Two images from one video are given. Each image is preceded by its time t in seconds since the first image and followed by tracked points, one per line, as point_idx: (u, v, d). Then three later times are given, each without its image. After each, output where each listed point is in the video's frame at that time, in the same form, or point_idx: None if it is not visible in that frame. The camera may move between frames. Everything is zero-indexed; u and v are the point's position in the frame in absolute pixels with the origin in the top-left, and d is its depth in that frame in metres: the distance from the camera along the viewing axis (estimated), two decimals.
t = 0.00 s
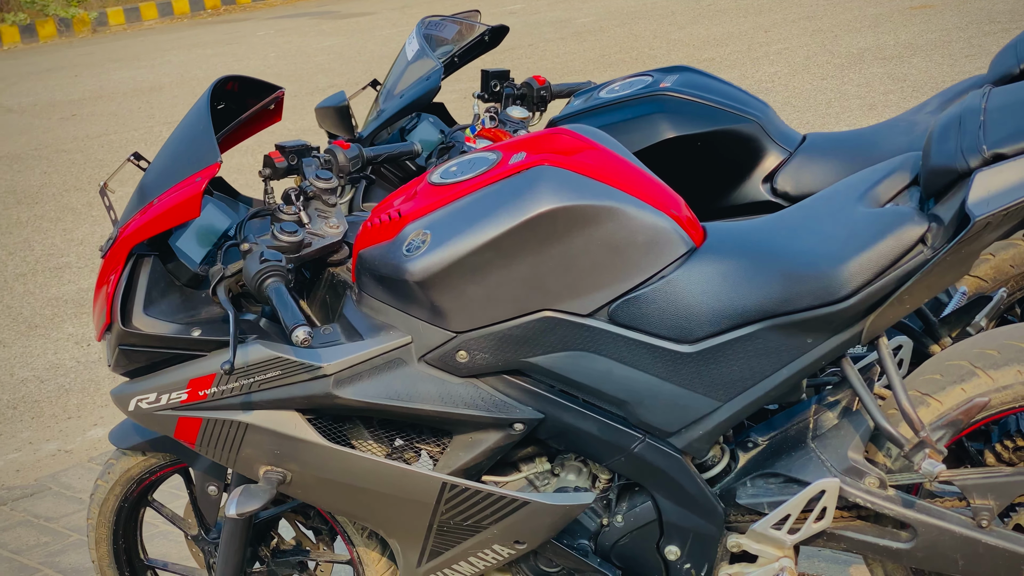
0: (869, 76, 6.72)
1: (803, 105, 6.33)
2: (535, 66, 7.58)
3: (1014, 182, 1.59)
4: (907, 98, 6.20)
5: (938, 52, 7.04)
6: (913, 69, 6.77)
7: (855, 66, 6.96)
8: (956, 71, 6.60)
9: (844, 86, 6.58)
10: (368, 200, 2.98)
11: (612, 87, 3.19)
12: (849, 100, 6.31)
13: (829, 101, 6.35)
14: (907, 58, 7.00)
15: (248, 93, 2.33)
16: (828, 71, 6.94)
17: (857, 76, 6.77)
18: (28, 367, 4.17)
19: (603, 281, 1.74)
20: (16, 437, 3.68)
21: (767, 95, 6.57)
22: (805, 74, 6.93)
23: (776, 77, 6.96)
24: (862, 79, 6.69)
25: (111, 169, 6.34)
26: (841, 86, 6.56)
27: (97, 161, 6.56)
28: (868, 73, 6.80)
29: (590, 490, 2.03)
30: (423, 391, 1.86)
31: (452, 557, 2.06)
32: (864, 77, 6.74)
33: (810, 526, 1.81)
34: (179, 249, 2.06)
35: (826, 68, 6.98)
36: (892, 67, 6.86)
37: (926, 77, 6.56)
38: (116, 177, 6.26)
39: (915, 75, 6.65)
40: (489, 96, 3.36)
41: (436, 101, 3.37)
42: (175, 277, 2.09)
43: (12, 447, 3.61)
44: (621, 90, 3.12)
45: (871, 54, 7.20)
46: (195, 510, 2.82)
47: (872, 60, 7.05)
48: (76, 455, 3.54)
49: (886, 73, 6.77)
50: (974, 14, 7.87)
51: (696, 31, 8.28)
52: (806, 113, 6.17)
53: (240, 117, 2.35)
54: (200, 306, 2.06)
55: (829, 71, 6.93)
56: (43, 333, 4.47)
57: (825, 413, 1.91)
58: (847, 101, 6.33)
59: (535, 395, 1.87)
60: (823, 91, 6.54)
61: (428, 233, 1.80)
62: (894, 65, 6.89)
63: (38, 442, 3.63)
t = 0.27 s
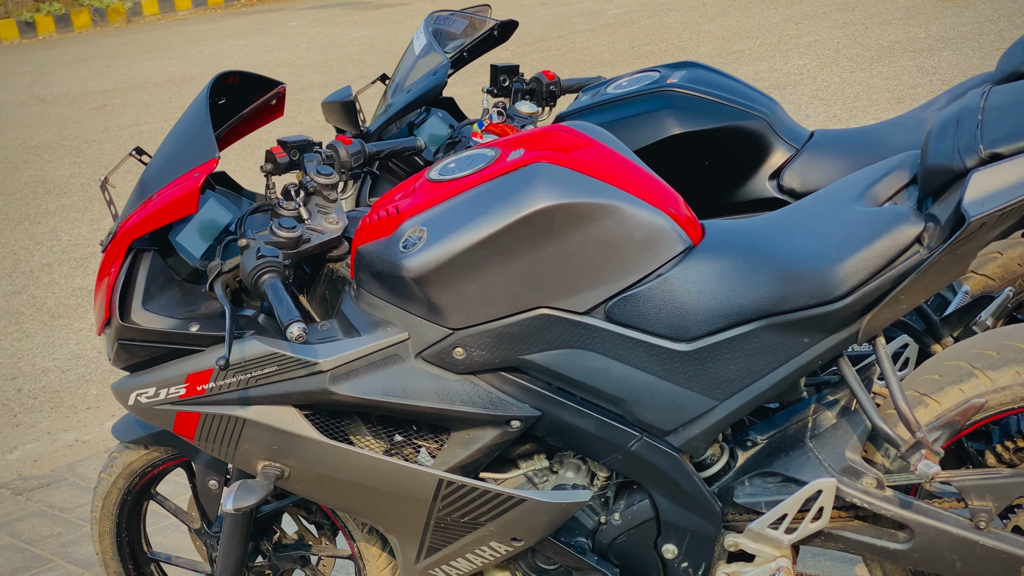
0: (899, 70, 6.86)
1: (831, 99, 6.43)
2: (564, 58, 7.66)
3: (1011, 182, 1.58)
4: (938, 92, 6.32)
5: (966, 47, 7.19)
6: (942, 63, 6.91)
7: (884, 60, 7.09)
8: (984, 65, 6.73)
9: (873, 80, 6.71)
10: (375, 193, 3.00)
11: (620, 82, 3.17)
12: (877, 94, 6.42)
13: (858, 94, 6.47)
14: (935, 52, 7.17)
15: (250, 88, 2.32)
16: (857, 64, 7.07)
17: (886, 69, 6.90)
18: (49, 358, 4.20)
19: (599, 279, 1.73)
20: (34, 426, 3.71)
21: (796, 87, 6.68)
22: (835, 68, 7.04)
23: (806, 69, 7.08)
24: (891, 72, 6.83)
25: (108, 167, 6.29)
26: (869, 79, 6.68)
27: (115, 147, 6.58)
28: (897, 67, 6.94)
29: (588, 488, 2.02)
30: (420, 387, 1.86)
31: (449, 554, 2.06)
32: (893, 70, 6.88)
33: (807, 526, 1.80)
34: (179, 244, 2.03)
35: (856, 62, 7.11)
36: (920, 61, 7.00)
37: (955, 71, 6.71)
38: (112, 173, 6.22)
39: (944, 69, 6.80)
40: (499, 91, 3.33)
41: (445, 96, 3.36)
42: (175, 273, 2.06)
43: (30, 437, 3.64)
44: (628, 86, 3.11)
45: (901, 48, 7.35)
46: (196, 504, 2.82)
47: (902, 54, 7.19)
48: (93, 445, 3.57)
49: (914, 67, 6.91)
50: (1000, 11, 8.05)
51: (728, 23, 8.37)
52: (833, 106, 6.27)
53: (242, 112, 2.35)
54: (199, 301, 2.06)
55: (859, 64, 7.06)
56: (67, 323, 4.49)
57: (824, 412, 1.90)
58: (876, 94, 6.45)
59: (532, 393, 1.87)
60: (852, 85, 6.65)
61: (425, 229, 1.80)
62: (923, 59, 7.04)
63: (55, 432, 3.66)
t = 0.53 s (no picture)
0: (925, 63, 6.85)
1: (857, 92, 6.42)
2: (592, 50, 7.66)
3: (1014, 180, 1.56)
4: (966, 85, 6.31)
5: (995, 40, 7.16)
6: (969, 56, 6.89)
7: (911, 53, 7.08)
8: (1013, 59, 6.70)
9: (899, 73, 6.69)
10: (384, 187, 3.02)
11: (630, 77, 3.16)
12: (903, 88, 6.42)
13: (884, 88, 6.47)
14: (964, 45, 7.14)
15: (255, 82, 2.32)
16: (884, 57, 7.06)
17: (913, 63, 6.88)
18: (70, 349, 4.22)
19: (601, 275, 1.73)
20: (54, 417, 3.74)
21: (822, 80, 6.66)
22: (861, 61, 7.04)
23: (832, 62, 7.07)
24: (918, 65, 6.82)
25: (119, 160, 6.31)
26: (896, 73, 6.68)
27: (134, 137, 6.60)
28: (924, 60, 6.92)
29: (591, 484, 2.02)
30: (422, 382, 1.86)
31: (451, 549, 2.06)
32: (919, 64, 6.86)
33: (809, 524, 1.79)
34: (184, 237, 2.07)
35: (882, 55, 7.09)
36: (948, 54, 6.98)
37: (983, 64, 6.68)
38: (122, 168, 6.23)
39: (971, 62, 6.77)
40: (510, 85, 3.35)
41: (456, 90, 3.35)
42: (180, 266, 2.09)
43: (49, 427, 3.67)
44: (638, 81, 3.09)
45: (929, 41, 7.33)
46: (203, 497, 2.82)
47: (929, 47, 7.17)
48: (111, 437, 3.59)
49: (942, 60, 6.89)
50: None
51: (756, 15, 8.33)
52: (859, 100, 6.27)
53: (248, 107, 2.35)
54: (203, 295, 2.07)
55: (886, 58, 7.05)
56: (89, 314, 4.52)
57: (828, 410, 1.89)
58: (901, 88, 6.44)
59: (534, 388, 1.87)
60: (879, 78, 6.65)
61: (427, 224, 1.80)
62: (950, 53, 7.02)
63: (74, 423, 3.69)
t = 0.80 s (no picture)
0: (954, 56, 6.82)
1: (885, 85, 6.41)
2: (621, 43, 7.65)
3: (1021, 176, 1.54)
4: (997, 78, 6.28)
5: None
6: (1000, 49, 6.85)
7: (940, 46, 7.05)
8: None
9: (928, 66, 6.67)
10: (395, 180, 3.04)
11: (642, 71, 3.13)
12: (932, 81, 6.40)
13: (912, 81, 6.45)
14: (994, 37, 7.10)
15: (264, 75, 2.32)
16: (913, 50, 7.04)
17: (942, 55, 6.86)
18: (94, 339, 4.26)
19: (605, 270, 1.72)
20: (75, 407, 3.77)
21: (850, 73, 6.64)
22: (890, 53, 7.01)
23: (861, 55, 7.05)
24: (947, 58, 6.79)
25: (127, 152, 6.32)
26: (925, 66, 6.65)
27: (155, 128, 6.63)
28: (953, 53, 6.90)
29: (596, 479, 2.02)
30: (427, 376, 1.86)
31: (457, 543, 2.06)
32: (948, 57, 6.84)
33: (814, 521, 1.78)
34: (192, 230, 2.04)
35: (911, 48, 7.07)
36: (978, 47, 6.94)
37: (1013, 57, 6.64)
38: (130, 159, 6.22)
39: (1001, 54, 6.73)
40: (523, 78, 3.33)
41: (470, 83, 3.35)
42: (188, 259, 2.08)
43: (70, 417, 3.70)
44: (651, 75, 3.06)
45: (959, 34, 7.29)
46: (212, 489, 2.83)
47: (959, 40, 7.14)
48: (131, 427, 3.62)
49: (971, 53, 6.86)
50: None
51: (784, 8, 8.31)
52: (887, 93, 6.25)
53: (258, 100, 2.36)
54: (211, 288, 2.08)
55: (915, 50, 7.03)
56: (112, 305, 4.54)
57: (834, 406, 1.88)
58: (930, 81, 6.42)
59: (540, 383, 1.86)
60: (907, 71, 6.63)
61: (432, 219, 1.79)
62: (980, 45, 6.98)
63: (95, 413, 3.72)
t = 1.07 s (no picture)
0: (989, 48, 6.77)
1: (917, 78, 6.36)
2: (652, 34, 7.63)
3: None
4: None
5: None
6: None
7: (974, 38, 7.00)
8: None
9: (961, 59, 6.62)
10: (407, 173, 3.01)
11: (658, 63, 3.11)
12: (965, 73, 6.35)
13: (945, 73, 6.41)
14: None
15: (275, 66, 2.31)
16: (946, 42, 6.99)
17: (976, 48, 6.81)
18: (120, 329, 4.29)
19: (612, 264, 1.71)
20: (99, 396, 3.80)
21: (882, 66, 6.61)
22: (923, 46, 6.97)
23: (893, 47, 7.01)
24: (980, 51, 6.74)
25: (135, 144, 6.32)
26: (958, 58, 6.60)
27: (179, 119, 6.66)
28: (987, 46, 6.84)
29: (604, 474, 2.00)
30: (433, 369, 1.85)
31: (464, 537, 2.05)
32: (982, 49, 6.78)
33: (821, 518, 1.76)
34: (201, 222, 2.07)
35: (945, 40, 7.03)
36: (1013, 40, 6.89)
37: None
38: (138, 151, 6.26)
39: None
40: (539, 71, 3.32)
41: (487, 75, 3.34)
42: (196, 251, 2.10)
43: (93, 407, 3.73)
44: (666, 67, 3.05)
45: (994, 26, 7.23)
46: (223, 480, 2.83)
47: (993, 33, 7.08)
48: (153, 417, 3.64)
49: (1006, 45, 6.80)
50: None
51: None
52: (919, 85, 6.21)
53: (267, 92, 2.34)
54: (219, 279, 2.08)
55: (948, 42, 6.98)
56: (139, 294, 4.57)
57: (843, 402, 1.86)
58: (963, 73, 6.37)
59: (547, 377, 1.85)
60: (940, 63, 6.59)
61: (438, 212, 1.79)
62: (1015, 38, 6.92)
63: (118, 403, 3.75)
